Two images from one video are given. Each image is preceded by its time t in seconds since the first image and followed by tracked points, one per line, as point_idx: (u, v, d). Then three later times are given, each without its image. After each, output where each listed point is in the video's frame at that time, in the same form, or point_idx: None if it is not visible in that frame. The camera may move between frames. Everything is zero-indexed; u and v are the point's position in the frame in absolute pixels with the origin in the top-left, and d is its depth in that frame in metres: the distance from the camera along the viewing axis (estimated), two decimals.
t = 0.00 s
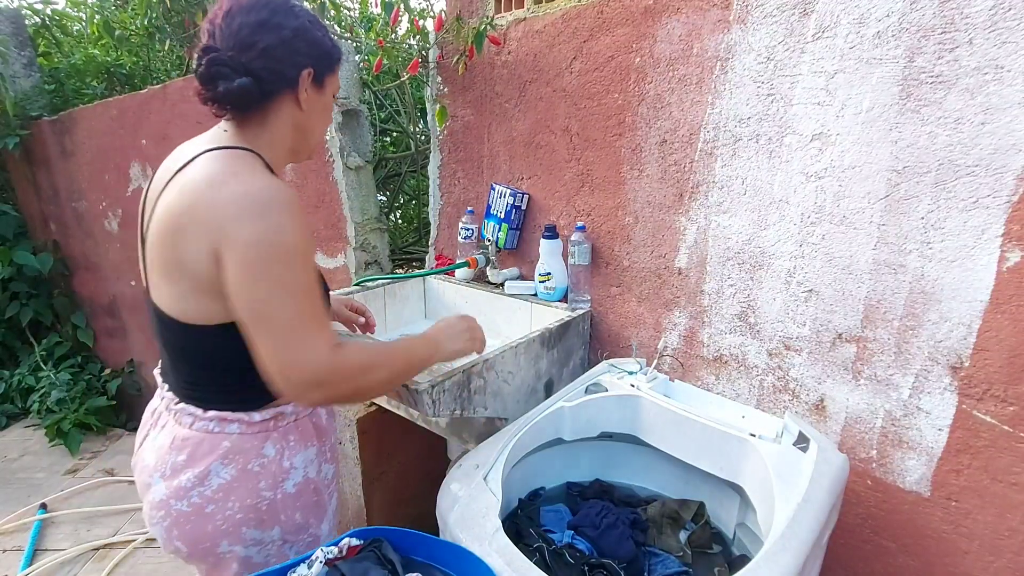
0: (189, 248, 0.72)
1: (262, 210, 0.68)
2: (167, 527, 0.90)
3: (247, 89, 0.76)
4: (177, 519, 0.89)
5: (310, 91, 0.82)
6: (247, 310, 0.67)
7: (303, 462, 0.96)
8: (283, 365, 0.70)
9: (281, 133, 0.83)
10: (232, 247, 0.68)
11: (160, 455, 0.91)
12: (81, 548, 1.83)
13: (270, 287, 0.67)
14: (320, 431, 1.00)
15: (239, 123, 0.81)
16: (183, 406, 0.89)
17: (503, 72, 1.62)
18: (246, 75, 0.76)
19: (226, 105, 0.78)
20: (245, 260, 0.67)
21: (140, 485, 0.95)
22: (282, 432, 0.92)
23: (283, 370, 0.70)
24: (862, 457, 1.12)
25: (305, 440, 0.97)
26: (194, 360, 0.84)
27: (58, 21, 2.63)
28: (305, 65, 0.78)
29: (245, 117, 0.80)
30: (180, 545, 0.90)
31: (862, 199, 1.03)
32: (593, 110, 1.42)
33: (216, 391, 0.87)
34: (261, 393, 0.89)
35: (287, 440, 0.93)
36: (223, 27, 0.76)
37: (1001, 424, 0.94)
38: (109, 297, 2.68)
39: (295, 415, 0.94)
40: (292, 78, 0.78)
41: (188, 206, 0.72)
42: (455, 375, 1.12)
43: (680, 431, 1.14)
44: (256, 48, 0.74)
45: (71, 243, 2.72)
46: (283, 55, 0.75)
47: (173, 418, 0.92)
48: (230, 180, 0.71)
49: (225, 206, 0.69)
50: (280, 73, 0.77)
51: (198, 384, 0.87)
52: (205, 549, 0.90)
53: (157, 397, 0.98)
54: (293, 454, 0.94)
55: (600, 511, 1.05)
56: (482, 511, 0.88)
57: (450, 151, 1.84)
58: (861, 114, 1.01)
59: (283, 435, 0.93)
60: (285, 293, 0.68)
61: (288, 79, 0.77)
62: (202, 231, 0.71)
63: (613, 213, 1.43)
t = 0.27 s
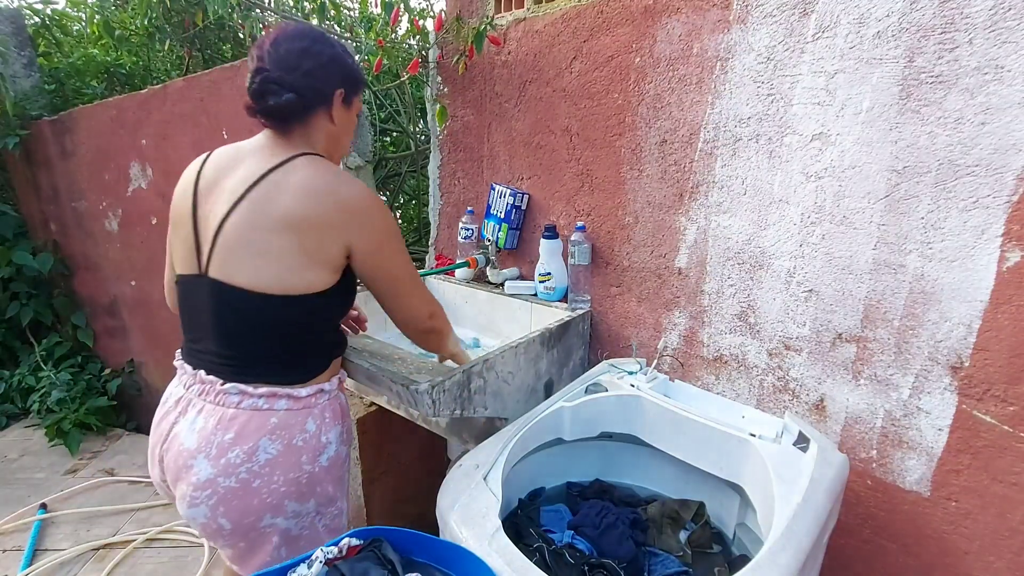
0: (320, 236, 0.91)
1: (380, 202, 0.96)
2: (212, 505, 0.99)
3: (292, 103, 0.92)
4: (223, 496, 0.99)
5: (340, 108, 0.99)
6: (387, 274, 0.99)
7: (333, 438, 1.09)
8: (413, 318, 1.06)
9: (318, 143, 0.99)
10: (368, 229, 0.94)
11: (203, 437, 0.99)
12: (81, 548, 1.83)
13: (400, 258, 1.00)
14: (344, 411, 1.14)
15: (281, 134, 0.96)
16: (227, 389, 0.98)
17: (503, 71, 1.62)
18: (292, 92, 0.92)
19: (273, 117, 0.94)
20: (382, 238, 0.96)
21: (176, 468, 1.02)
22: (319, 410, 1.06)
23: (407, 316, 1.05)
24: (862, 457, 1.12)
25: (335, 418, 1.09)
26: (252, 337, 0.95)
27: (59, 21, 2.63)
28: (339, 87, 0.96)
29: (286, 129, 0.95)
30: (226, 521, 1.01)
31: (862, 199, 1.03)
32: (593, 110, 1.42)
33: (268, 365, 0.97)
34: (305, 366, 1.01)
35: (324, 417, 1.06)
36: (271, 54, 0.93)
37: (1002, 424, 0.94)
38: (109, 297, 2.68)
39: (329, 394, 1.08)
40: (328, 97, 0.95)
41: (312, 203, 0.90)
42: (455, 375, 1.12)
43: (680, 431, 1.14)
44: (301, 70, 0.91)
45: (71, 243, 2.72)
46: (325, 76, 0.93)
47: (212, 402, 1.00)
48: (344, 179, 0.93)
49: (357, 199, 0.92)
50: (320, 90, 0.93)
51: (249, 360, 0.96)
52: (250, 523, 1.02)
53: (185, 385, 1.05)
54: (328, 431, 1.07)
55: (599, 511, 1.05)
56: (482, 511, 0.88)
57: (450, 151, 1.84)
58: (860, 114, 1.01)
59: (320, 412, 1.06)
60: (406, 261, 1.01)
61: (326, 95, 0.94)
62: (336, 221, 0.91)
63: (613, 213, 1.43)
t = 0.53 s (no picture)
0: (355, 232, 0.95)
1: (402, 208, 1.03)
2: (231, 495, 0.99)
3: (316, 112, 0.94)
4: (242, 485, 0.98)
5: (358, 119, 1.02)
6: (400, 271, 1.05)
7: (349, 429, 1.09)
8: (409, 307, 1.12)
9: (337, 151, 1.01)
10: (394, 231, 1.00)
11: (221, 427, 0.99)
12: (81, 548, 1.83)
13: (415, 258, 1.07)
14: (357, 405, 1.14)
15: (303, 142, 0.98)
16: (246, 378, 0.98)
17: (503, 71, 1.62)
18: (317, 102, 0.95)
19: (296, 125, 0.96)
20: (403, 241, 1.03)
21: (192, 459, 1.02)
22: (335, 402, 1.06)
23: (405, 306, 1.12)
24: (862, 457, 1.12)
25: (350, 410, 1.10)
26: (275, 326, 0.95)
27: (59, 21, 2.63)
28: (359, 100, 1.00)
29: (308, 136, 0.97)
30: (244, 511, 1.00)
31: (862, 198, 1.03)
32: (593, 110, 1.42)
33: (290, 355, 0.98)
34: (323, 359, 1.02)
35: (339, 409, 1.06)
36: (296, 68, 0.96)
37: (1001, 424, 0.94)
38: (110, 297, 2.68)
39: (344, 387, 1.08)
40: (348, 108, 0.98)
41: (351, 201, 0.94)
42: (454, 375, 1.12)
43: (680, 431, 1.14)
44: (324, 83, 0.94)
45: (71, 243, 2.72)
46: (347, 90, 0.97)
47: (231, 392, 1.00)
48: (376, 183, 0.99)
49: (387, 202, 0.98)
50: (341, 102, 0.97)
51: (270, 350, 0.97)
52: (267, 513, 1.02)
53: (202, 377, 1.05)
54: (344, 422, 1.07)
55: (599, 511, 1.05)
56: (482, 511, 0.88)
57: (450, 151, 1.84)
58: (861, 114, 1.01)
59: (336, 404, 1.06)
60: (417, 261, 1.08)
61: (346, 107, 0.98)
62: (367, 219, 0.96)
63: (613, 213, 1.43)
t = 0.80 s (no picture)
0: (324, 224, 0.91)
1: (381, 195, 0.95)
2: (218, 500, 0.99)
3: (315, 108, 0.93)
4: (230, 491, 0.99)
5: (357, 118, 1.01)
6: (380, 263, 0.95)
7: (342, 437, 1.08)
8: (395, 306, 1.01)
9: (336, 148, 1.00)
10: (368, 218, 0.93)
11: (213, 431, 0.99)
12: (81, 548, 1.83)
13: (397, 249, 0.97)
14: (353, 411, 1.14)
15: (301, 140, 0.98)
16: (239, 384, 0.98)
17: (503, 71, 1.62)
18: (315, 97, 0.93)
19: (294, 121, 0.95)
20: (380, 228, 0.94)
21: (185, 462, 1.02)
22: (329, 410, 1.05)
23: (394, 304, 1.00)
24: (862, 457, 1.12)
25: (345, 417, 1.09)
26: (267, 330, 0.95)
27: (58, 21, 2.63)
28: (356, 97, 0.98)
29: (305, 133, 0.96)
30: (231, 516, 1.00)
31: (862, 198, 1.03)
32: (593, 110, 1.42)
33: (283, 360, 0.97)
34: (318, 365, 1.01)
35: (333, 417, 1.06)
36: (294, 66, 0.96)
37: (1001, 424, 0.94)
38: (109, 297, 2.68)
39: (340, 394, 1.08)
40: (347, 105, 0.97)
41: (319, 190, 0.91)
42: (455, 375, 1.12)
43: (680, 431, 1.14)
44: (322, 79, 0.93)
45: (71, 243, 2.72)
46: (343, 85, 0.95)
47: (225, 398, 1.00)
48: (349, 171, 0.94)
49: (357, 189, 0.92)
50: (339, 97, 0.95)
51: (263, 354, 0.96)
52: (254, 519, 1.01)
53: (200, 380, 1.05)
54: (337, 430, 1.06)
55: (599, 511, 1.05)
56: (482, 511, 0.88)
57: (450, 151, 1.84)
58: (860, 114, 1.01)
59: (330, 412, 1.05)
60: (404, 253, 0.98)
61: (344, 102, 0.96)
62: (335, 208, 0.91)
63: (613, 213, 1.43)
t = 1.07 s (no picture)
0: (297, 226, 0.88)
1: (355, 192, 0.90)
2: (217, 503, 0.99)
3: (306, 95, 0.93)
4: (229, 494, 0.99)
5: (361, 113, 1.00)
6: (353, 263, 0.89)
7: (342, 440, 1.08)
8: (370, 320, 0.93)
9: (331, 142, 0.99)
10: (340, 216, 0.88)
11: (212, 435, 0.99)
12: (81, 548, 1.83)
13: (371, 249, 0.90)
14: (352, 413, 1.14)
15: (299, 129, 0.98)
16: (238, 388, 0.98)
17: (503, 72, 1.62)
18: (308, 84, 0.93)
19: (289, 107, 0.95)
20: (352, 227, 0.89)
21: (184, 465, 1.03)
22: (329, 413, 1.05)
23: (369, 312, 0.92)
24: (862, 457, 1.12)
25: (344, 420, 1.09)
26: (264, 338, 0.95)
27: (58, 21, 2.63)
28: (358, 90, 0.96)
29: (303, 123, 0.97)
30: (230, 519, 1.01)
31: (862, 198, 1.03)
32: (593, 110, 1.42)
33: (280, 366, 0.97)
34: (313, 369, 1.01)
35: (332, 420, 1.06)
36: (298, 52, 0.95)
37: (1001, 424, 0.94)
38: (109, 297, 2.68)
39: (339, 397, 1.08)
40: (347, 98, 0.96)
41: (291, 191, 0.88)
42: (455, 375, 1.12)
43: (681, 431, 1.14)
44: (321, 69, 0.92)
45: (71, 243, 2.72)
46: (343, 77, 0.94)
47: (224, 401, 1.00)
48: (324, 168, 0.90)
49: (330, 187, 0.89)
50: (338, 89, 0.94)
51: (259, 361, 0.97)
52: (253, 522, 1.01)
53: (199, 383, 1.06)
54: (337, 433, 1.06)
55: (599, 511, 1.05)
56: (482, 511, 0.88)
57: (450, 151, 1.84)
58: (860, 114, 1.01)
59: (330, 415, 1.05)
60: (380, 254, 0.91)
61: (343, 95, 0.95)
62: (307, 208, 0.88)
63: (613, 213, 1.43)
